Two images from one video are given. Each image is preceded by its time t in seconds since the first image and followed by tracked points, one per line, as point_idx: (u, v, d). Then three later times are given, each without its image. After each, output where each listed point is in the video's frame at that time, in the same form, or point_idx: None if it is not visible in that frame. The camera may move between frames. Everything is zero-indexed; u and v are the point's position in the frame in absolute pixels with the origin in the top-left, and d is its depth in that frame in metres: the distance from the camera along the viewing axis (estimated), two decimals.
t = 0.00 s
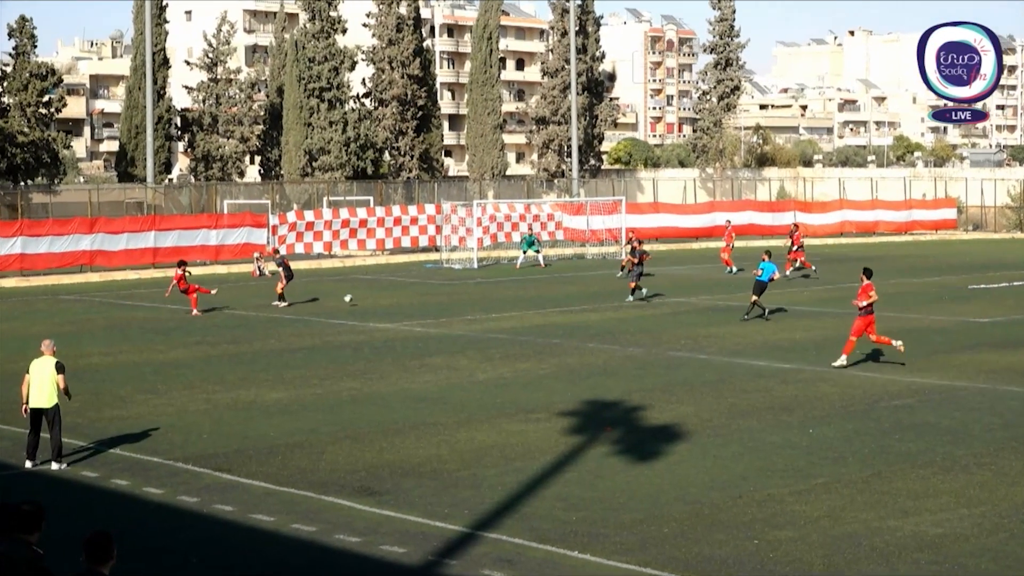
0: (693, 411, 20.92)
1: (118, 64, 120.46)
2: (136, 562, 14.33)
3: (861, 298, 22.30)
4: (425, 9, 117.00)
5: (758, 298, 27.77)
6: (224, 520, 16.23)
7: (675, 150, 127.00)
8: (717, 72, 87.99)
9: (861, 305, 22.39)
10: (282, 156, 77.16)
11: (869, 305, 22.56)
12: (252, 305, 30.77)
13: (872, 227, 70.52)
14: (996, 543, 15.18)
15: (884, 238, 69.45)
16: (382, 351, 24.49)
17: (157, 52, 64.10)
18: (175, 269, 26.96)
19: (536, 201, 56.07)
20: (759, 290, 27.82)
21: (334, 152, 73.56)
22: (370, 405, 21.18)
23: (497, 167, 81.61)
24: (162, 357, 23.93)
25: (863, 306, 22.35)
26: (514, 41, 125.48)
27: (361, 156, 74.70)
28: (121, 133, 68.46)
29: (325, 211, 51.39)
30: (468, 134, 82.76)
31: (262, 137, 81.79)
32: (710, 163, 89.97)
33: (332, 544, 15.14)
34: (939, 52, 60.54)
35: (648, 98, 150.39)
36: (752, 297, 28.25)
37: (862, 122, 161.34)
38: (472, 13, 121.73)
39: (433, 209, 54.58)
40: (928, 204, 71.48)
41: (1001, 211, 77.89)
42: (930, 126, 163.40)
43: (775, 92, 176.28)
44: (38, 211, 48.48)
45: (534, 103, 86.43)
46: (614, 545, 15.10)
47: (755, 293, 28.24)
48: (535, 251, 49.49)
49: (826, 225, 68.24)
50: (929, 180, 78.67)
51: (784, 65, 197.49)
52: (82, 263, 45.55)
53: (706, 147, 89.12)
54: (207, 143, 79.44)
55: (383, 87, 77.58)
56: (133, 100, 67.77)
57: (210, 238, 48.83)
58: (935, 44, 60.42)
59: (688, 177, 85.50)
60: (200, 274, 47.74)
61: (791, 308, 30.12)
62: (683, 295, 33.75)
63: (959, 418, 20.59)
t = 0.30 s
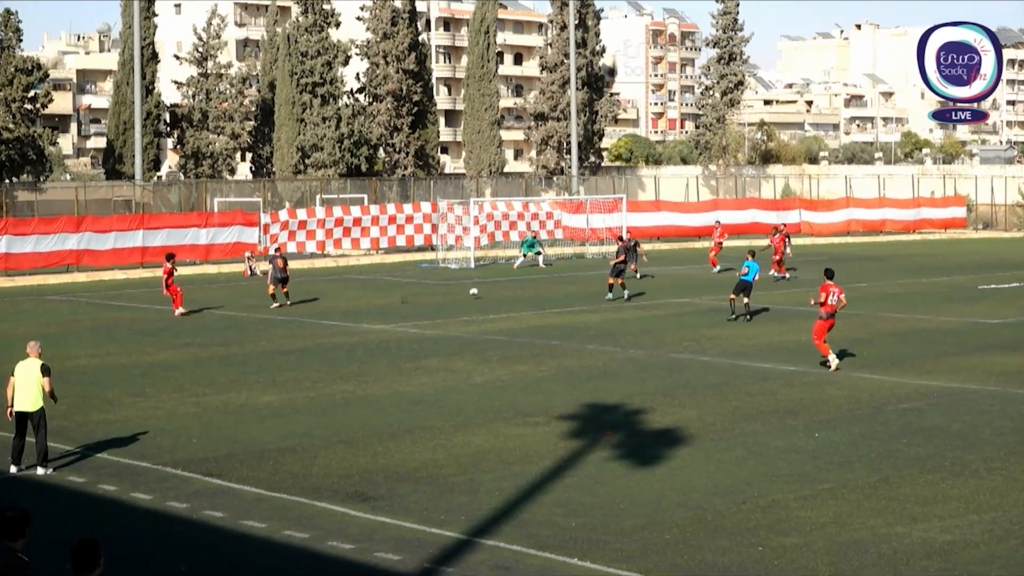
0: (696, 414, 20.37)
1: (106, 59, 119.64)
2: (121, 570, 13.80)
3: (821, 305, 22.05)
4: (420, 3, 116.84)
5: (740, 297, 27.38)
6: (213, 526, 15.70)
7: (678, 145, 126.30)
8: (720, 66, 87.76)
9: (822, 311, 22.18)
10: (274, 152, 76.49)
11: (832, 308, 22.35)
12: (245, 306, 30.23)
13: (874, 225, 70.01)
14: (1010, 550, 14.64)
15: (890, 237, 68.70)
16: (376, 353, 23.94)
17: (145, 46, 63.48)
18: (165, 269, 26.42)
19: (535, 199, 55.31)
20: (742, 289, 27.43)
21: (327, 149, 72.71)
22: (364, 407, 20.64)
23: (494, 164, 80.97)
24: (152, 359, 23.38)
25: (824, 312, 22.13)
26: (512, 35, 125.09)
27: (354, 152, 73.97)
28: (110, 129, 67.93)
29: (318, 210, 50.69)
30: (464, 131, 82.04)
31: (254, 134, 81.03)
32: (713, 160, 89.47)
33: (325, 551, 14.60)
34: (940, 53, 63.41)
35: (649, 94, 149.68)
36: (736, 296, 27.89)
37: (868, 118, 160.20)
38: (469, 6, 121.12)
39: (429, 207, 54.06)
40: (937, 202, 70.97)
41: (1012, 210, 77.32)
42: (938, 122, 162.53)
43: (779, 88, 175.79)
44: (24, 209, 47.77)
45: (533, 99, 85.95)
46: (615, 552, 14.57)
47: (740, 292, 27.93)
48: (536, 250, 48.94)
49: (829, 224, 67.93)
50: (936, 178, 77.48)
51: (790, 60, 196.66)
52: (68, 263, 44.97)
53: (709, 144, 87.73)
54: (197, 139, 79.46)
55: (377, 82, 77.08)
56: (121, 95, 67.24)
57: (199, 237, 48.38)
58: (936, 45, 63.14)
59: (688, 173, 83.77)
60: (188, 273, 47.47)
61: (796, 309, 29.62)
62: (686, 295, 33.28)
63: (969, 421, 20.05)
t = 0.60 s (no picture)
0: (698, 418, 19.74)
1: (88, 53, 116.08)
2: None
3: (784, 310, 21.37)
4: None
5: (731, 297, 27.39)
6: (199, 534, 15.08)
7: (678, 141, 124.82)
8: (724, 60, 86.12)
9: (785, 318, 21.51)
10: (262, 150, 72.30)
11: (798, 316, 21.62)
12: (235, 307, 29.58)
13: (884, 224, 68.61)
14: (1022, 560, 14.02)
15: (899, 236, 67.45)
16: (369, 355, 23.29)
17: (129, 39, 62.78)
18: (149, 269, 25.77)
19: (531, 197, 54.26)
20: (731, 290, 27.46)
21: (318, 145, 68.53)
22: (355, 411, 20.01)
23: (490, 162, 78.01)
24: (137, 362, 22.73)
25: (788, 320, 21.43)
26: (509, 27, 123.95)
27: (346, 149, 70.19)
28: (92, 124, 67.01)
29: (308, 207, 49.99)
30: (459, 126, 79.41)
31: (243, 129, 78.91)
32: (715, 156, 88.79)
33: (314, 560, 13.98)
34: (939, 52, 62.86)
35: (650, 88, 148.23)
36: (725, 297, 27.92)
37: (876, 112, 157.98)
38: None
39: (422, 205, 53.27)
40: (948, 200, 70.06)
41: None
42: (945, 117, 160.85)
43: (783, 81, 173.45)
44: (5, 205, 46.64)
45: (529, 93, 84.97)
46: (615, 561, 13.95)
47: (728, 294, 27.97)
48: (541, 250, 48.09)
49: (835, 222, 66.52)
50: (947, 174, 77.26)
51: (794, 53, 194.95)
52: (51, 263, 44.15)
53: (711, 140, 86.75)
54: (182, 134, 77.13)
55: (369, 76, 74.55)
56: (105, 91, 65.72)
57: (186, 236, 47.70)
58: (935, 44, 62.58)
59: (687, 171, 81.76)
60: (173, 273, 46.90)
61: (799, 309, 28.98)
62: (687, 295, 32.63)
63: (979, 426, 19.41)
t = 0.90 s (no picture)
0: (692, 424, 18.90)
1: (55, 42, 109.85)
2: None
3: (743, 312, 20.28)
4: None
5: (716, 292, 27.25)
6: (170, 546, 14.24)
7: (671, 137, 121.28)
8: (718, 51, 84.90)
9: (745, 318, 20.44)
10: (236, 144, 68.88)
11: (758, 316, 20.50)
12: (210, 310, 28.61)
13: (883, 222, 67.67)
14: None
15: (900, 234, 66.40)
16: (351, 358, 22.40)
17: (97, 31, 61.08)
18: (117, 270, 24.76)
19: (519, 194, 52.83)
20: (716, 285, 27.39)
21: (295, 140, 66.44)
22: (335, 418, 19.15)
23: (475, 156, 75.13)
24: (109, 367, 21.82)
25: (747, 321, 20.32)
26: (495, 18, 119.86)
27: (324, 144, 67.64)
28: (60, 119, 65.94)
29: (285, 206, 48.14)
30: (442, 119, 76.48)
31: (216, 123, 73.85)
32: (710, 152, 87.81)
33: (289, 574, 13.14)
34: (939, 52, 62.23)
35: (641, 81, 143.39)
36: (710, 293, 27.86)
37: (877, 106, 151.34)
38: None
39: (405, 203, 51.44)
40: (951, 197, 68.91)
41: None
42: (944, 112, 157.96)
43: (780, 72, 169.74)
44: None
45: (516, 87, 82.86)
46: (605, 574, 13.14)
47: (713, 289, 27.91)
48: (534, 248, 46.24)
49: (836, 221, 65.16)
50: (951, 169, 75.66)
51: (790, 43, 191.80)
52: (14, 263, 41.71)
53: (706, 134, 86.53)
54: (153, 129, 72.52)
55: (349, 67, 71.20)
56: (72, 82, 64.38)
57: (157, 235, 45.30)
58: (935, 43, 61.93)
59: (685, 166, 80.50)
60: (143, 274, 44.55)
61: (796, 310, 28.09)
62: (680, 297, 31.65)
63: (984, 431, 18.60)
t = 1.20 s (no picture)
0: (689, 431, 17.77)
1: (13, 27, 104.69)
2: None
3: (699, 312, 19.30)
4: None
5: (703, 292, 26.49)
6: (129, 564, 13.11)
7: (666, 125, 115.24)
8: (715, 36, 80.91)
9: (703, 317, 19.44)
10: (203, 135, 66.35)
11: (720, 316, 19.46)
12: (182, 311, 27.32)
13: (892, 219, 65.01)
14: None
15: (907, 232, 63.91)
16: (328, 362, 21.24)
17: (55, 15, 59.39)
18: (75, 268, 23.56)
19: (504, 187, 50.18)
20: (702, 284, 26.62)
21: (265, 131, 63.46)
22: (309, 425, 18.02)
23: (456, 149, 72.10)
24: (71, 371, 20.63)
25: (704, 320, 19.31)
26: None
27: (297, 135, 64.52)
28: (15, 107, 64.76)
29: (256, 200, 46.09)
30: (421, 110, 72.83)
31: (181, 113, 72.34)
32: (706, 144, 82.90)
33: None
34: (939, 52, 60.99)
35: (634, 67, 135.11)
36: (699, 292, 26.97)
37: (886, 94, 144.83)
38: None
39: (382, 198, 49.17)
40: (961, 191, 66.65)
41: None
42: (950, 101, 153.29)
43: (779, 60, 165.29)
44: None
45: (501, 74, 78.84)
46: None
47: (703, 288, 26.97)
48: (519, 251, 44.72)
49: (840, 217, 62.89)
50: (962, 161, 71.98)
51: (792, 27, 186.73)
52: None
53: (703, 125, 82.10)
54: (115, 119, 70.70)
55: (323, 54, 67.96)
56: (28, 70, 63.24)
57: (118, 232, 43.20)
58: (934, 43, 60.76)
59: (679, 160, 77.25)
60: (103, 273, 42.49)
61: (796, 312, 26.83)
62: (676, 298, 30.31)
63: (997, 439, 17.49)
